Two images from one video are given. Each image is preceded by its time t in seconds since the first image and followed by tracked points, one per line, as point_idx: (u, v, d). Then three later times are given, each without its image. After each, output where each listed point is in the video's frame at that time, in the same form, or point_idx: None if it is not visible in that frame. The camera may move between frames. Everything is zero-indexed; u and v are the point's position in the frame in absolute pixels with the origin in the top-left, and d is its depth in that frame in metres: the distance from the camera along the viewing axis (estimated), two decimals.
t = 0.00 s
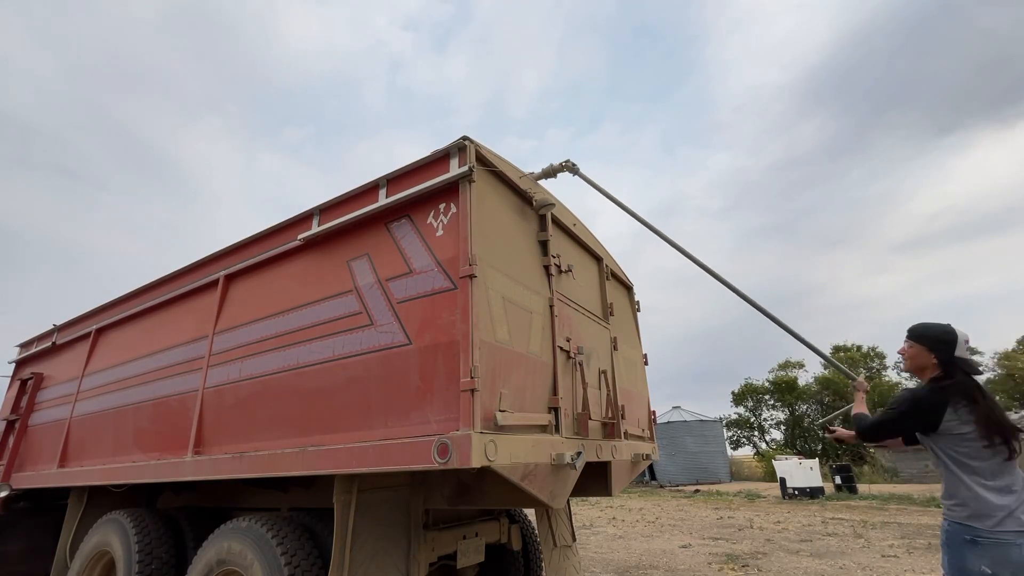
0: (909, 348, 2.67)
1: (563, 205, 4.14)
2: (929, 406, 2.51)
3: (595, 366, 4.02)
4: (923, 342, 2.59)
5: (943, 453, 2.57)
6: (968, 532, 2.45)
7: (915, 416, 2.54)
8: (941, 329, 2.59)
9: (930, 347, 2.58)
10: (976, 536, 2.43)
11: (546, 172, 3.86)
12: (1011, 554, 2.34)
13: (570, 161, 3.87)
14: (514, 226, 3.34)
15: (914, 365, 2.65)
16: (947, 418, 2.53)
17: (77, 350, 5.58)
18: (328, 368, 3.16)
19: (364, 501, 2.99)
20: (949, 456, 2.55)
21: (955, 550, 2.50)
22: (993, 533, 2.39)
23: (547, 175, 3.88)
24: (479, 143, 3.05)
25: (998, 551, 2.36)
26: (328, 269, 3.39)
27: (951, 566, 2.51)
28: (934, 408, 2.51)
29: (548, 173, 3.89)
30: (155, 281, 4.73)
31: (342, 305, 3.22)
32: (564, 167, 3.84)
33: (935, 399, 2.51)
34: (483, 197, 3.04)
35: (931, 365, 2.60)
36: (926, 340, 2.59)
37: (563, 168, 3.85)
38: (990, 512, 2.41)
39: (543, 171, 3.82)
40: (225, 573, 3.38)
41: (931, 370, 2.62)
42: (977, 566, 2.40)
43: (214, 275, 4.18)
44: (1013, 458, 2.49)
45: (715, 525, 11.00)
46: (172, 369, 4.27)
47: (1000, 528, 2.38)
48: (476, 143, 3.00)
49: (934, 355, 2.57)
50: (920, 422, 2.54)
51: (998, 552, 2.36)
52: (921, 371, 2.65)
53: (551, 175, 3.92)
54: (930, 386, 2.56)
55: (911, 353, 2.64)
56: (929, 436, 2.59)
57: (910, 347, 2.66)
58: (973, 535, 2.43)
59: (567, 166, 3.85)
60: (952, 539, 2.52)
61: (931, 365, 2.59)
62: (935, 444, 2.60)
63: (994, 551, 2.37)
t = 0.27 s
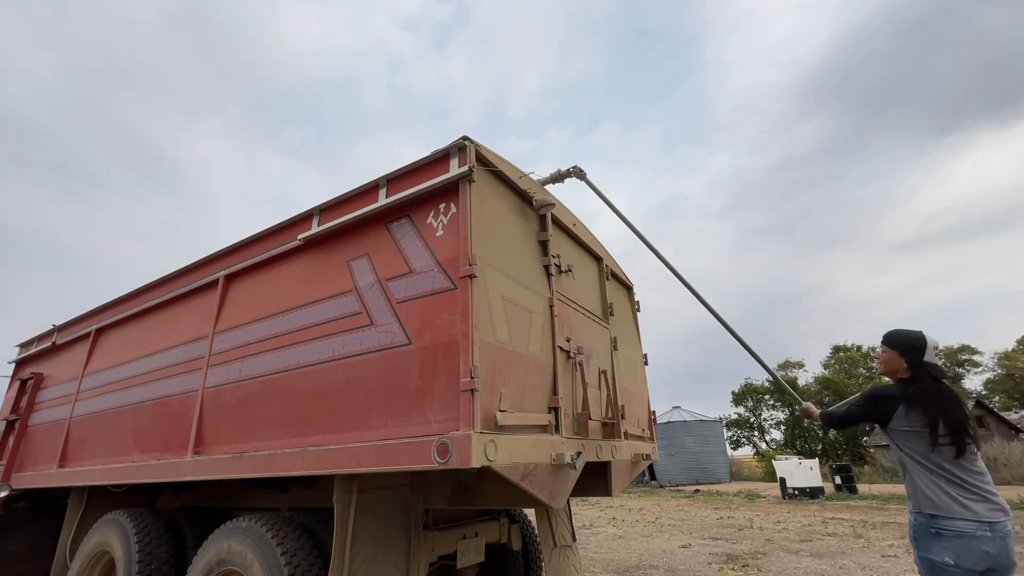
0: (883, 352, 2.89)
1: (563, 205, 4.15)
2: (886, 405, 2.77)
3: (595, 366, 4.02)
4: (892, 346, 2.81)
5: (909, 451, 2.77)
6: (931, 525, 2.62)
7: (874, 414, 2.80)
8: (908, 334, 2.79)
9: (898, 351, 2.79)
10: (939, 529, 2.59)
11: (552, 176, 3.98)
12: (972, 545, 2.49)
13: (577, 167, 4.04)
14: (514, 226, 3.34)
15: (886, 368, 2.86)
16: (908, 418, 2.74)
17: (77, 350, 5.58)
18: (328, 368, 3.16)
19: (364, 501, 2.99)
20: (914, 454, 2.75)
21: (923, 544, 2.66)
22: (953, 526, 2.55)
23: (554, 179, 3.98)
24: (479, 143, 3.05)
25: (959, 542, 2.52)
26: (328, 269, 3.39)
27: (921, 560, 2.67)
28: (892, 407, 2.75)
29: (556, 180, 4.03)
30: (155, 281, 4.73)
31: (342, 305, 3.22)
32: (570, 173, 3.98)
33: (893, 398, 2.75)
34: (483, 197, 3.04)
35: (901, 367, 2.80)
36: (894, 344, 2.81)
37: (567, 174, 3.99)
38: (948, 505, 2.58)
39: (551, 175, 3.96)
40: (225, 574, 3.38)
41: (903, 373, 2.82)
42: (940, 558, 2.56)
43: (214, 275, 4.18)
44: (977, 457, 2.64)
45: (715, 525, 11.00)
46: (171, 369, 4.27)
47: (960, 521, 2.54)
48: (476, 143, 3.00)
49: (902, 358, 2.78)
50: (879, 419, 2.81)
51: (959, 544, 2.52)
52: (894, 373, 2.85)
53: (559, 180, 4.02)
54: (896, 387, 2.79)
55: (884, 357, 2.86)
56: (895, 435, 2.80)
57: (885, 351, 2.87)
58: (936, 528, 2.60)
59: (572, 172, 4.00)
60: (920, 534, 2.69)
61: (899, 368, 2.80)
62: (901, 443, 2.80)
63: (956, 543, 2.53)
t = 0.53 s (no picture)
0: (870, 358, 3.00)
1: (563, 205, 4.15)
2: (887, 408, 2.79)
3: (595, 366, 4.02)
4: (881, 351, 2.93)
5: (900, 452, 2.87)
6: (928, 522, 2.70)
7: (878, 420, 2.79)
8: (893, 340, 2.93)
9: (886, 356, 2.90)
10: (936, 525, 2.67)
11: (558, 183, 4.03)
12: (968, 538, 2.59)
13: (582, 176, 4.07)
14: (514, 226, 3.34)
15: (873, 374, 2.98)
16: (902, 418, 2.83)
17: (77, 350, 5.58)
18: (328, 368, 3.16)
19: (364, 501, 2.99)
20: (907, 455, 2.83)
21: (921, 541, 2.74)
22: (950, 521, 2.64)
23: (559, 186, 4.03)
24: (479, 143, 3.05)
25: (957, 537, 2.61)
26: (328, 269, 3.39)
27: (920, 558, 2.74)
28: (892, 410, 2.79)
29: (562, 186, 4.07)
30: (155, 281, 4.73)
31: (342, 305, 3.22)
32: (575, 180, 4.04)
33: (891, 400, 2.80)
34: (483, 197, 3.04)
35: (888, 373, 2.93)
36: (881, 350, 2.94)
37: (570, 181, 4.04)
38: (944, 501, 2.67)
39: (557, 181, 4.00)
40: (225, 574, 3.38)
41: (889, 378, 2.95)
42: (940, 554, 2.63)
43: (214, 275, 4.18)
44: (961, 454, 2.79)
45: (715, 525, 11.00)
46: (171, 369, 4.27)
47: (956, 516, 2.63)
48: (476, 143, 3.00)
49: (889, 362, 2.89)
50: (883, 426, 2.80)
51: (956, 539, 2.61)
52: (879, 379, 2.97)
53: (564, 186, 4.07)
54: (888, 391, 2.87)
55: (871, 362, 2.97)
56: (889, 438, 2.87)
57: (872, 357, 2.99)
58: (934, 525, 2.68)
59: (578, 180, 4.06)
60: (917, 532, 2.77)
61: (886, 373, 2.92)
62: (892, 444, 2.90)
63: (954, 538, 2.62)
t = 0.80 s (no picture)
0: (873, 361, 3.01)
1: (564, 205, 4.15)
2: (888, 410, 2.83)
3: (595, 366, 4.02)
4: (885, 354, 2.94)
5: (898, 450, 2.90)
6: (922, 518, 2.72)
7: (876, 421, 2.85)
8: (896, 344, 2.93)
9: (890, 360, 2.91)
10: (930, 521, 2.69)
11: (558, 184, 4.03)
12: (960, 536, 2.61)
13: (583, 175, 4.08)
14: (514, 226, 3.34)
15: (878, 377, 2.99)
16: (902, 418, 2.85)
17: (77, 350, 5.58)
18: (328, 368, 3.16)
19: (364, 501, 2.99)
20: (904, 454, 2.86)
21: (915, 537, 2.75)
22: (943, 518, 2.65)
23: (560, 186, 4.02)
24: (479, 143, 3.05)
25: (950, 533, 2.63)
26: (328, 269, 3.39)
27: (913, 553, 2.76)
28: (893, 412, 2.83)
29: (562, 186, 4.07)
30: (155, 281, 4.73)
31: (342, 305, 3.22)
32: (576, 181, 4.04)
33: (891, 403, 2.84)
34: (483, 197, 3.04)
35: (891, 376, 2.94)
36: (885, 354, 2.94)
37: (572, 182, 4.04)
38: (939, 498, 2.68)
39: (558, 182, 3.99)
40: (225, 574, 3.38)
41: (892, 382, 2.95)
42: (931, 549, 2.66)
43: (214, 275, 4.18)
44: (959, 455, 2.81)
45: (715, 525, 11.00)
46: (171, 369, 4.27)
47: (950, 513, 2.65)
48: (476, 143, 3.00)
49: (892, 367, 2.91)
50: (882, 427, 2.86)
51: (949, 536, 2.63)
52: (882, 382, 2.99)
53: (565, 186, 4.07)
54: (891, 395, 2.90)
55: (875, 367, 2.97)
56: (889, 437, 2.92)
57: (875, 362, 2.99)
58: (927, 521, 2.70)
59: (578, 180, 4.06)
60: (911, 528, 2.79)
61: (889, 376, 2.94)
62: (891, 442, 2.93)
63: (946, 535, 2.64)
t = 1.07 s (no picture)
0: (875, 362, 3.00)
1: (564, 205, 4.15)
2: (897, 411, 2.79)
3: (595, 366, 4.02)
4: (889, 354, 2.92)
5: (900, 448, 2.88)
6: (924, 515, 2.72)
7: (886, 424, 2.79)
8: (899, 344, 2.93)
9: (894, 360, 2.90)
10: (932, 518, 2.70)
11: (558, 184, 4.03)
12: (961, 532, 2.64)
13: (583, 175, 4.07)
14: (513, 226, 3.34)
15: (879, 378, 2.98)
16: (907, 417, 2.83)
17: (77, 350, 5.58)
18: (328, 368, 3.16)
19: (364, 501, 2.99)
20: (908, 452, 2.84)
21: (915, 534, 2.75)
22: (947, 515, 2.66)
23: (561, 186, 4.02)
24: (479, 143, 3.05)
25: (952, 530, 2.65)
26: (328, 268, 3.39)
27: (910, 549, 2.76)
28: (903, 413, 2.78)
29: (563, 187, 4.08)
30: (155, 281, 4.73)
31: (342, 305, 3.22)
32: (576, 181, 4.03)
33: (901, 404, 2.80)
34: (483, 197, 3.04)
35: (894, 377, 2.94)
36: (886, 354, 2.93)
37: (573, 182, 4.04)
38: (943, 495, 2.69)
39: (558, 183, 3.99)
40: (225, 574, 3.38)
41: (895, 383, 2.95)
42: (934, 545, 2.66)
43: (214, 275, 4.18)
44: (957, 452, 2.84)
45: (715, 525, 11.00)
46: (171, 369, 4.28)
47: (953, 511, 2.67)
48: (476, 143, 3.00)
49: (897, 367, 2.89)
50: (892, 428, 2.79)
51: (951, 532, 2.65)
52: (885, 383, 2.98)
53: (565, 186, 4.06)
54: (901, 396, 2.86)
55: (878, 367, 2.97)
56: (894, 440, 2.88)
57: (878, 362, 2.98)
58: (929, 518, 2.70)
59: (579, 180, 4.05)
60: (911, 524, 2.78)
61: (892, 376, 2.94)
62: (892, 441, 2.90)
63: (948, 531, 2.65)
